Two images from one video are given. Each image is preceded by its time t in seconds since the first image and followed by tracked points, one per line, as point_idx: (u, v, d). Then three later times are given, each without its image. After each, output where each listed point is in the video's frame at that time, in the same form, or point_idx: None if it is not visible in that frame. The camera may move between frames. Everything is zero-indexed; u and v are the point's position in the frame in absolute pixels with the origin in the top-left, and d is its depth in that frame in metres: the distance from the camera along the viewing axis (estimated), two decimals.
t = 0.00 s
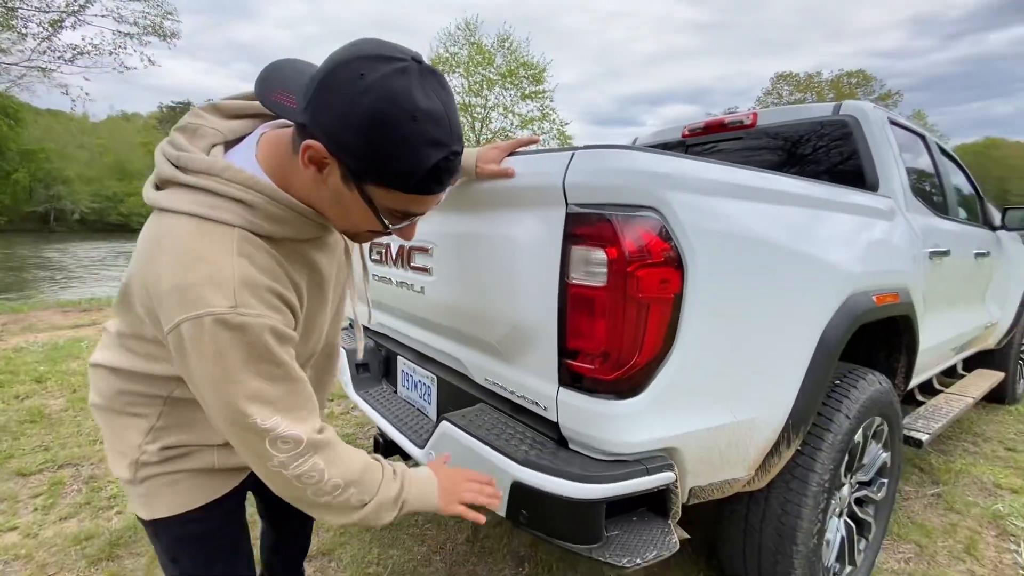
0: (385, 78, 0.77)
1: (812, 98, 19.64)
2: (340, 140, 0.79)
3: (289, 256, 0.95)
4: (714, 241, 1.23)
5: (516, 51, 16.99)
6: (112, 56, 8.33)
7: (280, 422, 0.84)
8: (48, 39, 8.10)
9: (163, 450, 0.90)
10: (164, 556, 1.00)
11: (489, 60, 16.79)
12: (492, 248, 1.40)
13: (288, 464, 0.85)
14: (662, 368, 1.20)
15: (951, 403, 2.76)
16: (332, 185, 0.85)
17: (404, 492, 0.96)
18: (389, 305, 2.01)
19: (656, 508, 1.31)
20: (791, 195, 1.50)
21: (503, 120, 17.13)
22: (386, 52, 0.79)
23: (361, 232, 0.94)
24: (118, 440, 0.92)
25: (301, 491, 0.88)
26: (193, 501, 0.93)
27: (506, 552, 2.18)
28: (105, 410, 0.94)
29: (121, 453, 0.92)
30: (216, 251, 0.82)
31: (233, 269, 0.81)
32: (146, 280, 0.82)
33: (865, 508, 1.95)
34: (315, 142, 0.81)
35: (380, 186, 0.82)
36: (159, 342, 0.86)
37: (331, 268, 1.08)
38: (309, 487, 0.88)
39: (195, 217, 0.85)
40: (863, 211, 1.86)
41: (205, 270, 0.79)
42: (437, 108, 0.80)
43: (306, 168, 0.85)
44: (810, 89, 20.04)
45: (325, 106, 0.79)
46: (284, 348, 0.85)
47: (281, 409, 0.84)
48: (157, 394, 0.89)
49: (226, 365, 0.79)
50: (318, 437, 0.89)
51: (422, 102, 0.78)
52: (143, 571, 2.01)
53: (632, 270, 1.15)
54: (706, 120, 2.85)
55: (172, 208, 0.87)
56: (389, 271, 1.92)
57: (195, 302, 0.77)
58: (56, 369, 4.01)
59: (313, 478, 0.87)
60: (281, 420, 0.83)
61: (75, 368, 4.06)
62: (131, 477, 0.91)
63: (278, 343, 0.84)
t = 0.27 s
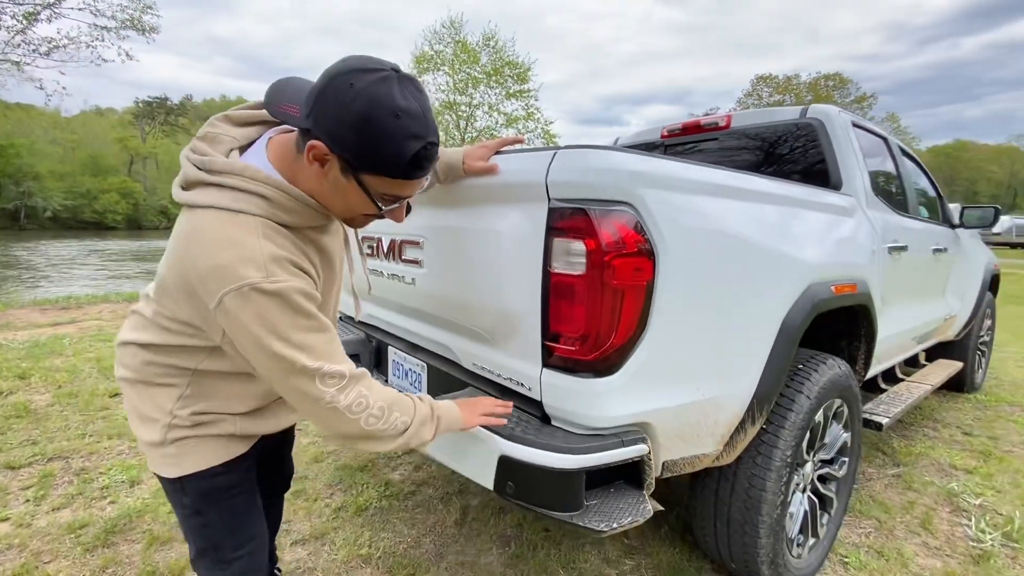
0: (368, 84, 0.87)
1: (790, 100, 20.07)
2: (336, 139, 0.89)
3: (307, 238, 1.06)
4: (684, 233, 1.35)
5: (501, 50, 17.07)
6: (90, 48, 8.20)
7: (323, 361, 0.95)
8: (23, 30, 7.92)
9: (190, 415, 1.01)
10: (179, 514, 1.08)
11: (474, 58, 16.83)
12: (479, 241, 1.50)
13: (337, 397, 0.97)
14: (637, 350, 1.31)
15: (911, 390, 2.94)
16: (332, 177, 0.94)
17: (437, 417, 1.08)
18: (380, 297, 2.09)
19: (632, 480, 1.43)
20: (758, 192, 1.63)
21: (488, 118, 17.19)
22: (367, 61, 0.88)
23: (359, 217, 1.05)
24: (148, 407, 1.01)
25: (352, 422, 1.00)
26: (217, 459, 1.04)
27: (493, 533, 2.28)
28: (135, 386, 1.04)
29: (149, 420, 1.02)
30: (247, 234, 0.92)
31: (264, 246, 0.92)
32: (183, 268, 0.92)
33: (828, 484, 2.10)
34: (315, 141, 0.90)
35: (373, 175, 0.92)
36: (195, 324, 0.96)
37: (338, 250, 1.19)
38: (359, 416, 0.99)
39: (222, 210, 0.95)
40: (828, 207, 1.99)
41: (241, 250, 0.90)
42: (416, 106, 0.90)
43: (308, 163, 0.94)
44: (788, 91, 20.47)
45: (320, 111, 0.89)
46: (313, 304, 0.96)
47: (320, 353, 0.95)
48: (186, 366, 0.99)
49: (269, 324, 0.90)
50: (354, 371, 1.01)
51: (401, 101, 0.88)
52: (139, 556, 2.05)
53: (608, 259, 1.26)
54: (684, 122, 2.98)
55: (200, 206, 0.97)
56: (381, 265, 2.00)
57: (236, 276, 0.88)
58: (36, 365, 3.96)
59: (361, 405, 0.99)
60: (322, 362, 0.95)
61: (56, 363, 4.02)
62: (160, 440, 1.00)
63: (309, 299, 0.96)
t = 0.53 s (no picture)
0: (338, 83, 0.93)
1: (771, 103, 20.49)
2: (315, 134, 0.95)
3: (305, 228, 1.12)
4: (668, 234, 1.44)
5: (487, 51, 17.15)
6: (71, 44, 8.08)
7: (322, 334, 1.00)
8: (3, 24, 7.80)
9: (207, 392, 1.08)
10: (188, 482, 1.13)
11: (460, 59, 16.88)
12: (474, 240, 1.57)
13: (336, 367, 1.00)
14: (623, 342, 1.40)
15: (882, 384, 3.09)
16: (315, 168, 1.00)
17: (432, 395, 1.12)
18: (375, 296, 2.15)
19: (619, 467, 1.52)
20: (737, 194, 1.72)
21: (474, 118, 17.25)
22: (338, 62, 0.95)
23: (345, 204, 1.11)
24: (166, 385, 1.07)
25: (348, 392, 1.02)
26: (232, 433, 1.10)
27: (485, 524, 2.36)
28: (153, 368, 1.10)
29: (167, 397, 1.08)
30: (253, 220, 0.99)
31: (269, 230, 0.98)
32: (195, 254, 0.98)
33: (803, 472, 2.21)
34: (299, 135, 0.96)
35: (352, 162, 0.98)
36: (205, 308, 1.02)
37: (333, 242, 1.26)
38: (356, 387, 1.02)
39: (230, 200, 1.01)
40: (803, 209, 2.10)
41: (247, 233, 0.96)
42: (384, 99, 0.95)
43: (294, 156, 1.01)
44: (769, 95, 20.89)
45: (299, 109, 0.95)
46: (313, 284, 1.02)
47: (319, 327, 1.00)
48: (203, 346, 1.06)
49: (272, 299, 0.95)
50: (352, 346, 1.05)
51: (369, 95, 0.93)
52: (136, 551, 2.08)
53: (597, 257, 1.34)
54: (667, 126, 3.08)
55: (210, 198, 1.03)
56: (376, 263, 2.06)
57: (242, 256, 0.94)
58: (19, 365, 3.93)
59: (358, 376, 1.03)
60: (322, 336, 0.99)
61: (40, 364, 3.99)
62: (178, 415, 1.06)
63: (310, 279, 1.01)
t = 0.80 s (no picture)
0: (367, 95, 0.97)
1: (753, 107, 20.85)
2: (342, 142, 0.99)
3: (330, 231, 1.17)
4: (664, 236, 1.50)
5: (474, 53, 17.20)
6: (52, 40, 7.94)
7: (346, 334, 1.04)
8: None
9: (226, 387, 1.12)
10: (205, 475, 1.17)
11: (447, 59, 16.88)
12: (476, 241, 1.62)
13: (356, 366, 1.04)
14: (623, 339, 1.46)
15: (862, 381, 3.21)
16: (342, 174, 1.04)
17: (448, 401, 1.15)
18: (374, 295, 2.19)
19: (617, 460, 1.58)
20: (726, 199, 1.80)
21: (461, 119, 17.28)
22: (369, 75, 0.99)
23: (367, 211, 1.14)
24: (187, 380, 1.12)
25: (366, 393, 1.05)
26: (249, 427, 1.15)
27: (482, 519, 2.40)
28: (174, 363, 1.14)
29: (187, 391, 1.12)
30: (283, 220, 1.03)
31: (299, 231, 1.03)
32: (227, 250, 1.02)
33: (789, 466, 2.30)
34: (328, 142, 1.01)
35: (375, 170, 1.02)
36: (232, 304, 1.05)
37: (354, 246, 1.30)
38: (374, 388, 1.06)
39: (261, 201, 1.05)
40: (788, 213, 2.19)
41: (279, 232, 1.01)
42: (409, 112, 0.99)
43: (323, 161, 1.05)
44: (751, 99, 21.26)
45: (330, 118, 1.00)
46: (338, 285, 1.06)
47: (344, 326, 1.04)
48: (224, 342, 1.10)
49: (302, 296, 0.99)
50: (372, 349, 1.09)
51: (395, 108, 0.97)
52: (135, 550, 2.08)
53: (598, 258, 1.40)
54: (656, 130, 3.15)
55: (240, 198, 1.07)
56: (377, 264, 2.10)
57: (275, 254, 0.98)
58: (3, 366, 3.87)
59: (376, 376, 1.06)
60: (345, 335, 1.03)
61: (24, 364, 3.94)
62: (198, 408, 1.11)
63: (336, 281, 1.06)
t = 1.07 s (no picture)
0: (455, 164, 0.97)
1: (736, 112, 21.20)
2: (421, 202, 0.99)
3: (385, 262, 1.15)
4: (665, 242, 1.57)
5: (462, 54, 17.24)
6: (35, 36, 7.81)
7: (383, 380, 1.03)
8: None
9: (253, 394, 1.16)
10: (229, 481, 1.21)
11: (435, 60, 16.88)
12: (485, 245, 1.68)
13: (383, 414, 1.04)
14: (627, 340, 1.52)
15: (845, 381, 3.33)
16: (413, 229, 1.05)
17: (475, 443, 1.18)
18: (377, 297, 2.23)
19: (619, 456, 1.64)
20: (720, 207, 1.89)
21: (448, 121, 17.31)
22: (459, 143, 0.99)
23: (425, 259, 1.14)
24: (212, 386, 1.15)
25: (387, 439, 1.06)
26: (271, 432, 1.20)
27: (482, 517, 2.45)
28: (199, 368, 1.16)
29: (212, 397, 1.15)
30: (348, 254, 1.01)
31: (362, 270, 1.01)
32: (288, 269, 1.02)
33: (778, 462, 2.39)
34: (405, 199, 1.01)
35: (448, 233, 1.03)
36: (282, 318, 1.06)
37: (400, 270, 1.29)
38: (395, 435, 1.06)
39: (330, 232, 1.03)
40: (774, 218, 2.29)
41: (344, 269, 0.99)
42: (491, 185, 1.01)
43: (395, 213, 1.04)
44: (734, 104, 21.62)
45: (411, 177, 0.99)
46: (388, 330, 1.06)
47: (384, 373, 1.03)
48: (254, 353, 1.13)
49: (355, 339, 0.98)
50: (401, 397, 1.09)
51: (479, 181, 0.98)
52: (137, 551, 2.09)
53: (605, 262, 1.47)
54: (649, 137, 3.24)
55: (307, 223, 1.04)
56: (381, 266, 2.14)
57: (337, 290, 0.97)
58: None
59: (399, 425, 1.07)
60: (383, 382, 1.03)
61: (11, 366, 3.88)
62: (224, 413, 1.14)
63: (385, 323, 1.05)
